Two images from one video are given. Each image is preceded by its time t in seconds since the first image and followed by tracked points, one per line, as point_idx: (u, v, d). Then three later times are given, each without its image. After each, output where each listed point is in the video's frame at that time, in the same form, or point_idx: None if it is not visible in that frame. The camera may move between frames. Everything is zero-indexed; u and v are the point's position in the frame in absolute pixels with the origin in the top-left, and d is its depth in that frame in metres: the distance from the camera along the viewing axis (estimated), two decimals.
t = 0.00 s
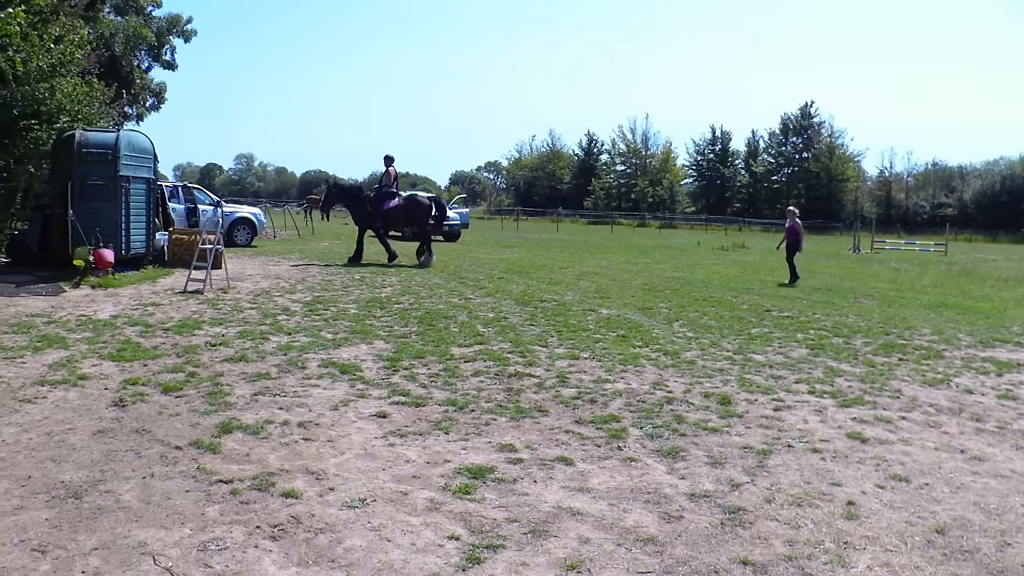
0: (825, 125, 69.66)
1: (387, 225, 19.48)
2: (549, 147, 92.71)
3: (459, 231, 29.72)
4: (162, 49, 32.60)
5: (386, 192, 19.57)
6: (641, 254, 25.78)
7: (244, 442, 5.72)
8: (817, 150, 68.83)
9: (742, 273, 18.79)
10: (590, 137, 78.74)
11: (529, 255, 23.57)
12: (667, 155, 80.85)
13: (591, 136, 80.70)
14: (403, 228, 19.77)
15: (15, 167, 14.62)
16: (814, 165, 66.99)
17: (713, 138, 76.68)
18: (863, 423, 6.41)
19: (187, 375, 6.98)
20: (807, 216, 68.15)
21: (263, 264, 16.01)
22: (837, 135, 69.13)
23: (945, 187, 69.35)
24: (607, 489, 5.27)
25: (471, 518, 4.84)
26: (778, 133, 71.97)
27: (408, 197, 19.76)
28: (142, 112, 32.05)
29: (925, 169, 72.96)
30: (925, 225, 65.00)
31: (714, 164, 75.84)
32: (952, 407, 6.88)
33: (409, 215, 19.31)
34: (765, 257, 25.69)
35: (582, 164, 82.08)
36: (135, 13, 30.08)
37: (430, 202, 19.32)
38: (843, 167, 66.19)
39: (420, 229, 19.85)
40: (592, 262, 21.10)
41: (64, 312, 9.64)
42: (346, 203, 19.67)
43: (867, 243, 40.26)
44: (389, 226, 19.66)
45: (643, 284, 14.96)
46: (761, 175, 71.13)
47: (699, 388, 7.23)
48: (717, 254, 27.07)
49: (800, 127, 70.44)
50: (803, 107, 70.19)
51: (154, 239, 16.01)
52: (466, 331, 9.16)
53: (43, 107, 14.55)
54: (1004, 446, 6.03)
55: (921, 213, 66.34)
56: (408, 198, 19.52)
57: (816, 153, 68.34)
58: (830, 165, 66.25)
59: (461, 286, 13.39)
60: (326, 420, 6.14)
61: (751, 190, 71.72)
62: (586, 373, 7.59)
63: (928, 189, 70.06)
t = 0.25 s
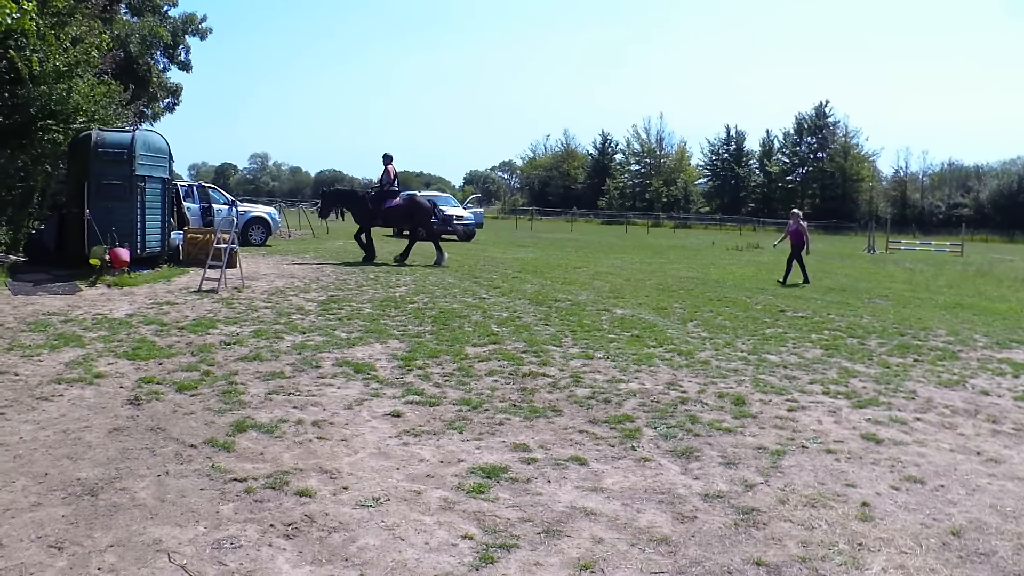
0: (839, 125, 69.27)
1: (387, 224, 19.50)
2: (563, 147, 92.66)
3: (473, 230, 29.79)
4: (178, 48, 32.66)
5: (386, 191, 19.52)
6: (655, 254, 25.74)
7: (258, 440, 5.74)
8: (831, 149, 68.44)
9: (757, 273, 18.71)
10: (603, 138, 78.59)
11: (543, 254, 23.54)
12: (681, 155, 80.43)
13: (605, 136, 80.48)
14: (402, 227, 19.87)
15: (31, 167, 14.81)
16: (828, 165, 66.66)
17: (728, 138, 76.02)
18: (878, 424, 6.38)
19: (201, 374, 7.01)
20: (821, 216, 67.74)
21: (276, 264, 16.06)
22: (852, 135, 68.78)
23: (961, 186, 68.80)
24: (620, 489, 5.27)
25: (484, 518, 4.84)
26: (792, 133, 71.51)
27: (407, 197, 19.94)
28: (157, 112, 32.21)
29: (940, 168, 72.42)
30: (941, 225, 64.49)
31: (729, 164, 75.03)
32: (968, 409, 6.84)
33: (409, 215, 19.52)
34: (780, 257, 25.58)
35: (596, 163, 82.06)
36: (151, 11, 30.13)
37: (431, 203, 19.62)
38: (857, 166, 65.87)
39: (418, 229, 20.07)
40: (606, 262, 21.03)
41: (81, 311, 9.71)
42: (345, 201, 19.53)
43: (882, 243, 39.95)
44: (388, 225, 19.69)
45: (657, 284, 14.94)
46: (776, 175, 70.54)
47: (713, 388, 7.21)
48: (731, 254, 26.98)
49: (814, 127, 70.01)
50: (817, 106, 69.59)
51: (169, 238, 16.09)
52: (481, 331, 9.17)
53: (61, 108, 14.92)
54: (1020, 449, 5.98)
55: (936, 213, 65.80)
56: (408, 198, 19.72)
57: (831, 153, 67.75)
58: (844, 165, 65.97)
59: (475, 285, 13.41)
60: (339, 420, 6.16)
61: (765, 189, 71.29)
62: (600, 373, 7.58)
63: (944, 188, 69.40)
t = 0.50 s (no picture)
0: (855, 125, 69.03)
1: (388, 224, 19.54)
2: (578, 146, 92.57)
3: (488, 229, 29.83)
4: (194, 49, 32.87)
5: (386, 191, 19.53)
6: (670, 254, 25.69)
7: (273, 439, 5.76)
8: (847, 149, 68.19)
9: (773, 274, 18.62)
10: (618, 137, 78.32)
11: (558, 254, 23.52)
12: (696, 155, 80.11)
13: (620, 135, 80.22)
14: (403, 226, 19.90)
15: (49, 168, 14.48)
16: (845, 165, 66.79)
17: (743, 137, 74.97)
18: (893, 425, 6.35)
19: (217, 373, 7.05)
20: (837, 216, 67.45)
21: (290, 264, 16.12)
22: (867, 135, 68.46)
23: (978, 186, 68.10)
24: (635, 489, 5.26)
25: (499, 518, 4.85)
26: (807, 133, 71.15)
27: (407, 196, 19.95)
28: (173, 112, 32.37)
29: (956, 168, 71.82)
30: (956, 225, 63.16)
31: (744, 164, 74.00)
32: (985, 410, 6.80)
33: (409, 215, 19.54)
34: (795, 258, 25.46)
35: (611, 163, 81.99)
36: (167, 12, 30.47)
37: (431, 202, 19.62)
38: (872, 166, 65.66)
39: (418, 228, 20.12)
40: (621, 262, 20.96)
41: (98, 309, 9.77)
42: (345, 201, 19.56)
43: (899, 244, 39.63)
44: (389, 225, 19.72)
45: (673, 284, 14.92)
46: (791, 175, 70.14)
47: (728, 389, 7.20)
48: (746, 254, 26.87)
49: (830, 127, 69.66)
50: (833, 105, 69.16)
51: (185, 237, 16.20)
52: (495, 331, 9.18)
53: (79, 109, 14.73)
54: None
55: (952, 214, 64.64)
56: (408, 197, 19.74)
57: (847, 153, 67.53)
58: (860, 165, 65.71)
59: (490, 285, 13.42)
60: (354, 419, 6.18)
61: (780, 190, 70.85)
62: (615, 373, 7.58)
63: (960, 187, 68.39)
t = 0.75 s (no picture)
0: (871, 125, 68.70)
1: (389, 223, 19.56)
2: (593, 146, 92.45)
3: (504, 229, 29.86)
4: (210, 49, 33.01)
5: (387, 190, 19.54)
6: (686, 254, 25.66)
7: (288, 438, 5.79)
8: (864, 149, 67.85)
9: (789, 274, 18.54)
10: (634, 137, 77.96)
11: (574, 254, 23.50)
12: (712, 155, 79.85)
13: (634, 135, 79.96)
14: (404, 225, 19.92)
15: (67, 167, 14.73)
16: (861, 165, 66.41)
17: (757, 138, 74.39)
18: (909, 427, 6.33)
19: (233, 371, 7.08)
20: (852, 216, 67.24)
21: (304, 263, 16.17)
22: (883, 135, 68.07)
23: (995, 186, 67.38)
24: (650, 490, 5.26)
25: (514, 517, 4.85)
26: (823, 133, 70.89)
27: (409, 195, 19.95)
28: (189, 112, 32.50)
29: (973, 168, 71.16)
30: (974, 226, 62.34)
31: (760, 164, 73.16)
32: (1003, 413, 6.75)
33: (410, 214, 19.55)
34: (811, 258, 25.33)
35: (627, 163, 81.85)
36: (183, 12, 30.66)
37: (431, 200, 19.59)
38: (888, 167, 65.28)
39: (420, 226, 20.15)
40: (636, 262, 20.95)
41: (115, 308, 9.83)
42: (347, 201, 19.59)
43: (915, 245, 39.27)
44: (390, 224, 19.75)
45: (689, 284, 14.90)
46: (807, 175, 69.85)
47: (743, 389, 7.18)
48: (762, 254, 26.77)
49: (846, 127, 69.38)
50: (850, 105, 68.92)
51: (201, 237, 16.24)
52: (511, 330, 9.19)
53: (96, 109, 14.96)
54: None
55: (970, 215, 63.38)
56: (409, 196, 19.74)
57: (863, 154, 67.16)
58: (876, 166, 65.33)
59: (506, 284, 13.43)
60: (369, 418, 6.20)
61: (796, 190, 70.39)
62: (630, 373, 7.57)
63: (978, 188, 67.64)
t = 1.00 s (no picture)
0: (888, 125, 68.32)
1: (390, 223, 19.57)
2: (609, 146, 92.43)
3: (520, 229, 29.83)
4: (226, 49, 33.17)
5: (388, 190, 19.55)
6: (701, 254, 25.65)
7: (303, 437, 5.81)
8: (879, 149, 67.44)
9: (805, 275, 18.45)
10: (650, 136, 77.59)
11: (589, 254, 23.50)
12: (728, 155, 79.49)
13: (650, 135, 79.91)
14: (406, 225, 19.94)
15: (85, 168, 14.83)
16: (876, 165, 65.24)
17: (776, 138, 74.19)
18: (926, 428, 6.30)
19: (248, 370, 7.11)
20: (868, 216, 66.21)
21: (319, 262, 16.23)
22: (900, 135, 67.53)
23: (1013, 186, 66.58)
24: (664, 490, 5.25)
25: (528, 517, 4.85)
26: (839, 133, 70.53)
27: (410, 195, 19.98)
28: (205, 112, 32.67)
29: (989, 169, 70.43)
30: (991, 226, 60.30)
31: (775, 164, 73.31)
32: (1021, 415, 6.70)
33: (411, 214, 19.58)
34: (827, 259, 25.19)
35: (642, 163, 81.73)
36: (199, 13, 30.82)
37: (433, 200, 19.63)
38: (905, 166, 64.19)
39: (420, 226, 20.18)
40: (651, 262, 20.93)
41: (131, 307, 9.89)
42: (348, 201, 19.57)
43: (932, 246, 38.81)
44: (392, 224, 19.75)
45: (704, 284, 14.90)
46: (823, 175, 69.55)
47: (758, 390, 7.16)
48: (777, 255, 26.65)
49: (862, 127, 69.13)
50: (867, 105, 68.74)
51: (216, 236, 16.31)
52: (526, 330, 9.19)
53: (114, 109, 15.01)
54: None
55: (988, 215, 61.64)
56: (410, 196, 19.77)
57: (879, 153, 66.58)
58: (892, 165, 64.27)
59: (521, 284, 13.44)
60: (384, 417, 6.22)
61: (811, 190, 70.09)
62: (645, 373, 7.56)
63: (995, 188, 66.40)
